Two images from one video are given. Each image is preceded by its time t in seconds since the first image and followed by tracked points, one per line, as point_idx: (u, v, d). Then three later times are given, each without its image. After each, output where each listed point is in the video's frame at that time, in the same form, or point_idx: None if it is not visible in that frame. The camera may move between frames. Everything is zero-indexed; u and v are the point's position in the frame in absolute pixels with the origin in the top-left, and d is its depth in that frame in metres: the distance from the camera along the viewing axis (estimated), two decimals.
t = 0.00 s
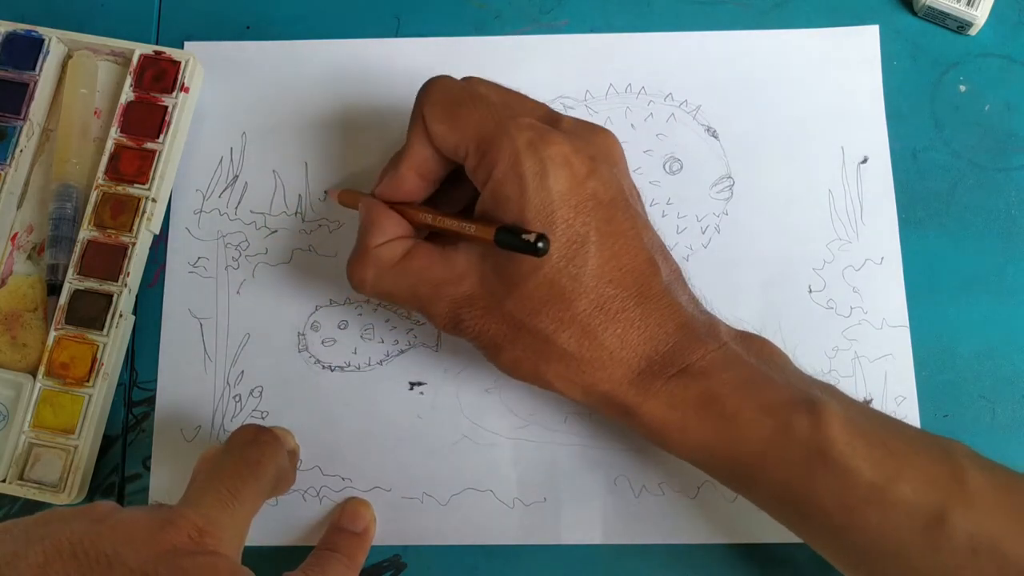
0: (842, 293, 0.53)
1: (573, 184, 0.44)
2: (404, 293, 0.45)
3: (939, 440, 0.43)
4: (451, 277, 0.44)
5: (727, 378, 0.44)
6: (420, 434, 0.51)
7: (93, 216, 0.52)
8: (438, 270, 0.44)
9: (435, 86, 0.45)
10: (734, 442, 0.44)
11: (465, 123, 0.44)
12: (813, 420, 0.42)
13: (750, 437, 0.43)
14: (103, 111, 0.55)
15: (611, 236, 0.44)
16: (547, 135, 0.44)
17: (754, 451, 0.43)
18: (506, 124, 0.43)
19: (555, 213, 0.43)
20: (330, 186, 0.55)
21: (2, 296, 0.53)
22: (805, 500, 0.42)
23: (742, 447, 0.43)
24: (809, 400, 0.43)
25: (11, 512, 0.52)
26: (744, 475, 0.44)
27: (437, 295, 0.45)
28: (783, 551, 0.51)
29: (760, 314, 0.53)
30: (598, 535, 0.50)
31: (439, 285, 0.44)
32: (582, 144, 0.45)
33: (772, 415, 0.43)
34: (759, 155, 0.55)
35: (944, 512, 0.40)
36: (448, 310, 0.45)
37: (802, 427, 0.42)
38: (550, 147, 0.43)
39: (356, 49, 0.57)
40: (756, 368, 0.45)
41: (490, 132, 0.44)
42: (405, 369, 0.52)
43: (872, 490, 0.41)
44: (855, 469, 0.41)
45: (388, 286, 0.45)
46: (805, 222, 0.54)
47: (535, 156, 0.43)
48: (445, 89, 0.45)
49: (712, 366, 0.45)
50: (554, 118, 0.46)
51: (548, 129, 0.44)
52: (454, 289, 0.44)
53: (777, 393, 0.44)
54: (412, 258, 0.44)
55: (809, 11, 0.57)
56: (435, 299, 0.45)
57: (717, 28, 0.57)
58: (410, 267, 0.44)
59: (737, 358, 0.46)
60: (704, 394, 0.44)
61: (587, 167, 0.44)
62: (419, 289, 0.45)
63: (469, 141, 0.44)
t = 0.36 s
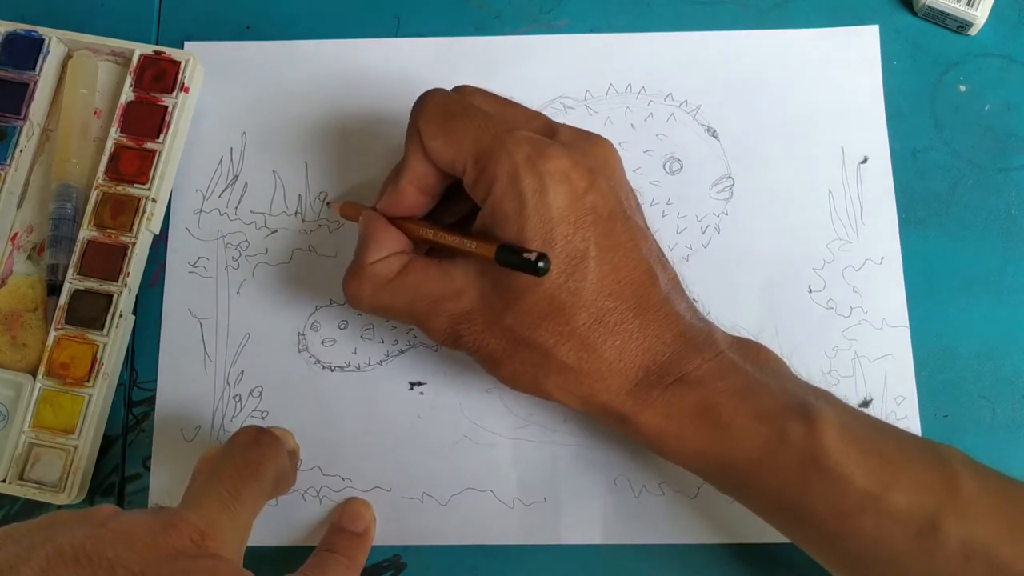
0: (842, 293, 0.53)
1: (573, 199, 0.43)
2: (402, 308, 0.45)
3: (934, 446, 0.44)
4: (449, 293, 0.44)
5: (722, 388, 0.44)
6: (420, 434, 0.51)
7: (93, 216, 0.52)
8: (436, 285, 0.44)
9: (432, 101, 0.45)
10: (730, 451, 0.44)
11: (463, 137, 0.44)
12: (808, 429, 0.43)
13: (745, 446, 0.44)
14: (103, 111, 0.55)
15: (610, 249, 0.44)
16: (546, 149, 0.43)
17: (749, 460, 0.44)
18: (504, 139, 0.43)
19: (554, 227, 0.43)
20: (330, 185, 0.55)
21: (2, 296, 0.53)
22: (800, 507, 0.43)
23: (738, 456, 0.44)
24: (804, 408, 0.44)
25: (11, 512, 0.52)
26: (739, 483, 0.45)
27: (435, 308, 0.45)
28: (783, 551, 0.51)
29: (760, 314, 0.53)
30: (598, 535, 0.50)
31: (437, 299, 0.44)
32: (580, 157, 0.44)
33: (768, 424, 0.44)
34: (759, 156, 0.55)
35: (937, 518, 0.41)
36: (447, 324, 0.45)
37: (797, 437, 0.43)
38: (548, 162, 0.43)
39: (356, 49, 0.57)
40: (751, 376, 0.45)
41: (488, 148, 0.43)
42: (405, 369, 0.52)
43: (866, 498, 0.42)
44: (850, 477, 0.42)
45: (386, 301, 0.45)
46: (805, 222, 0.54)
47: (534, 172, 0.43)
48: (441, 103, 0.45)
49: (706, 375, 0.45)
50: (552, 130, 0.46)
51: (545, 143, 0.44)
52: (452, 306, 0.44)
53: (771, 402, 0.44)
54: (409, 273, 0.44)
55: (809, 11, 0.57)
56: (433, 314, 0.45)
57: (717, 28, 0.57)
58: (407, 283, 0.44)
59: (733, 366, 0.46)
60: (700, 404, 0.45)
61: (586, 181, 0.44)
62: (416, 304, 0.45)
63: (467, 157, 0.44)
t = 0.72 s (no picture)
0: (842, 293, 0.53)
1: (552, 203, 0.43)
2: (389, 308, 0.46)
3: (919, 448, 0.43)
4: (434, 293, 0.44)
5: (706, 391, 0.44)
6: (420, 433, 0.51)
7: (93, 216, 0.52)
8: (422, 285, 0.44)
9: (417, 103, 0.45)
10: (713, 454, 0.44)
11: (445, 141, 0.44)
12: (790, 431, 0.43)
13: (728, 449, 0.44)
14: (103, 111, 0.55)
15: (591, 252, 0.44)
16: (527, 152, 0.43)
17: (733, 463, 0.44)
18: (486, 143, 0.43)
19: (534, 229, 0.43)
20: (330, 185, 0.55)
21: (2, 296, 0.53)
22: (783, 509, 0.43)
23: (720, 459, 0.44)
24: (787, 411, 0.44)
25: (11, 512, 0.52)
26: (724, 486, 0.44)
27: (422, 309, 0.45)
28: (783, 551, 0.51)
29: (760, 314, 0.53)
30: (598, 534, 0.50)
31: (423, 299, 0.45)
32: (562, 160, 0.44)
33: (750, 427, 0.44)
34: (759, 156, 0.55)
35: (919, 520, 0.40)
36: (433, 327, 0.46)
37: (779, 440, 0.43)
38: (528, 167, 0.43)
39: (357, 49, 0.57)
40: (735, 378, 0.45)
41: (469, 151, 0.44)
42: (404, 369, 0.52)
43: (848, 500, 0.41)
44: (831, 479, 0.42)
45: (372, 300, 0.46)
46: (805, 222, 0.54)
47: (513, 176, 0.43)
48: (427, 105, 0.45)
49: (689, 378, 0.45)
50: (535, 132, 0.45)
51: (527, 146, 0.44)
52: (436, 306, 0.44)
53: (752, 405, 0.44)
54: (395, 273, 0.45)
55: (809, 11, 0.57)
56: (419, 314, 0.45)
57: (717, 28, 0.57)
58: (393, 283, 0.45)
59: (716, 368, 0.46)
60: (684, 407, 0.45)
61: (567, 183, 0.44)
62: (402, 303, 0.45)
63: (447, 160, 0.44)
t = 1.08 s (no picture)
0: (842, 293, 0.53)
1: (553, 224, 0.43)
2: (397, 331, 0.46)
3: (933, 457, 0.43)
4: (442, 317, 0.44)
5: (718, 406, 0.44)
6: (420, 434, 0.51)
7: (93, 216, 0.52)
8: (429, 309, 0.44)
9: (410, 125, 0.45)
10: (730, 468, 0.44)
11: (442, 166, 0.43)
12: (806, 446, 0.43)
13: (743, 463, 0.44)
14: (103, 111, 0.55)
15: (595, 270, 0.44)
16: (523, 175, 0.43)
17: (749, 477, 0.44)
18: (483, 167, 0.43)
19: (536, 251, 0.43)
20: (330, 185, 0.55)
21: (2, 296, 0.53)
22: (799, 522, 0.43)
23: (736, 473, 0.44)
24: (803, 424, 0.44)
25: (11, 512, 0.52)
26: (741, 495, 0.44)
27: (432, 332, 0.45)
28: (783, 552, 0.51)
29: (759, 314, 0.53)
30: (598, 534, 0.50)
31: (430, 323, 0.45)
32: (558, 181, 0.44)
33: (765, 441, 0.44)
34: (759, 156, 0.55)
35: (938, 532, 0.41)
36: (443, 348, 0.46)
37: (795, 454, 0.43)
38: (526, 190, 0.42)
39: (357, 49, 0.57)
40: (747, 392, 0.45)
41: (465, 178, 0.43)
42: (404, 369, 0.52)
43: (864, 513, 0.41)
44: (848, 492, 0.42)
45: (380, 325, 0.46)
46: (804, 222, 0.54)
47: (511, 201, 0.42)
48: (419, 129, 0.45)
49: (702, 392, 0.45)
50: (528, 150, 0.45)
51: (523, 168, 0.43)
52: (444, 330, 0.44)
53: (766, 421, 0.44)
54: (402, 296, 0.44)
55: (809, 11, 0.57)
56: (428, 338, 0.45)
57: (717, 28, 0.57)
58: (400, 307, 0.45)
59: (728, 383, 0.45)
60: (697, 423, 0.45)
61: (565, 203, 0.43)
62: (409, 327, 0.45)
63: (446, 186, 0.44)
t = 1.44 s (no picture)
0: (842, 293, 0.53)
1: (496, 201, 0.43)
2: (347, 310, 0.46)
3: (867, 430, 0.43)
4: (388, 295, 0.44)
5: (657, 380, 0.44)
6: (420, 434, 0.51)
7: (93, 216, 0.52)
8: (375, 287, 0.44)
9: (356, 109, 0.45)
10: (664, 441, 0.44)
11: (384, 147, 0.44)
12: (738, 418, 0.43)
13: (678, 435, 0.44)
14: (103, 112, 0.55)
15: (539, 246, 0.44)
16: (465, 152, 0.43)
17: (682, 449, 0.44)
18: (424, 147, 0.43)
19: (480, 229, 0.43)
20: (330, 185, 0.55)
21: (2, 296, 0.53)
22: (733, 492, 0.43)
23: (671, 445, 0.44)
24: (736, 397, 0.44)
25: (11, 512, 0.52)
26: (674, 467, 0.45)
27: (379, 309, 0.45)
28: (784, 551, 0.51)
29: (759, 314, 0.53)
30: (598, 534, 0.50)
31: (378, 300, 0.45)
32: (501, 159, 0.43)
33: (700, 414, 0.44)
34: (759, 155, 0.55)
35: (867, 500, 0.41)
36: (389, 326, 0.46)
37: (727, 427, 0.43)
38: (468, 167, 0.42)
39: (357, 49, 0.57)
40: (686, 366, 0.45)
41: (408, 158, 0.43)
42: (404, 369, 0.52)
43: (796, 482, 0.42)
44: (780, 462, 0.42)
45: (327, 303, 0.46)
46: (804, 221, 0.54)
47: (453, 177, 0.42)
48: (364, 112, 0.45)
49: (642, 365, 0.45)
50: (474, 133, 0.45)
51: (466, 148, 0.43)
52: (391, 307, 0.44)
53: (701, 393, 0.44)
54: (350, 276, 0.45)
55: (809, 11, 0.57)
56: (376, 315, 0.46)
57: (717, 28, 0.57)
58: (349, 286, 0.45)
59: (668, 357, 0.45)
60: (635, 397, 0.45)
61: (508, 181, 0.43)
62: (359, 304, 0.45)
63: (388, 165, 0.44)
